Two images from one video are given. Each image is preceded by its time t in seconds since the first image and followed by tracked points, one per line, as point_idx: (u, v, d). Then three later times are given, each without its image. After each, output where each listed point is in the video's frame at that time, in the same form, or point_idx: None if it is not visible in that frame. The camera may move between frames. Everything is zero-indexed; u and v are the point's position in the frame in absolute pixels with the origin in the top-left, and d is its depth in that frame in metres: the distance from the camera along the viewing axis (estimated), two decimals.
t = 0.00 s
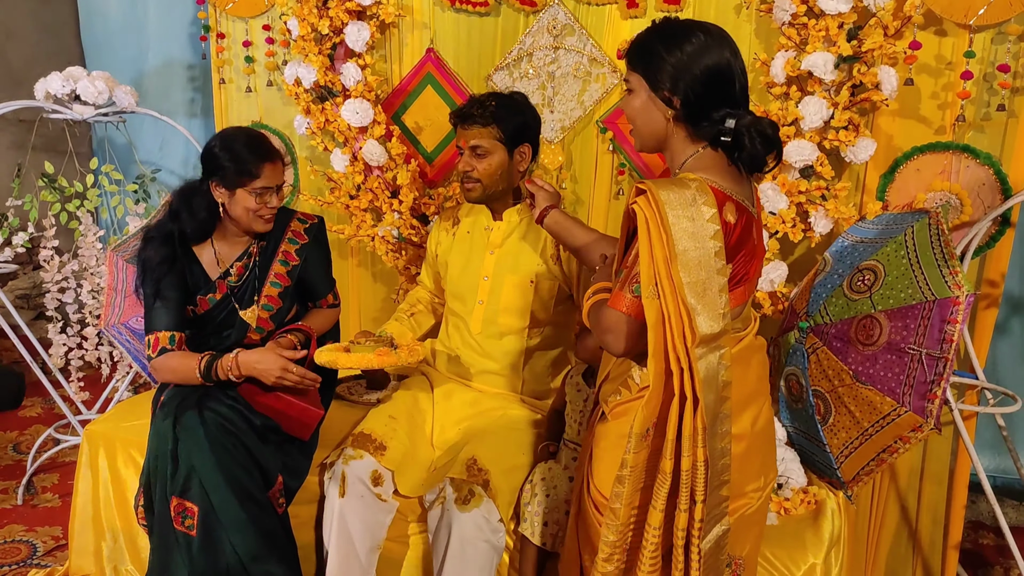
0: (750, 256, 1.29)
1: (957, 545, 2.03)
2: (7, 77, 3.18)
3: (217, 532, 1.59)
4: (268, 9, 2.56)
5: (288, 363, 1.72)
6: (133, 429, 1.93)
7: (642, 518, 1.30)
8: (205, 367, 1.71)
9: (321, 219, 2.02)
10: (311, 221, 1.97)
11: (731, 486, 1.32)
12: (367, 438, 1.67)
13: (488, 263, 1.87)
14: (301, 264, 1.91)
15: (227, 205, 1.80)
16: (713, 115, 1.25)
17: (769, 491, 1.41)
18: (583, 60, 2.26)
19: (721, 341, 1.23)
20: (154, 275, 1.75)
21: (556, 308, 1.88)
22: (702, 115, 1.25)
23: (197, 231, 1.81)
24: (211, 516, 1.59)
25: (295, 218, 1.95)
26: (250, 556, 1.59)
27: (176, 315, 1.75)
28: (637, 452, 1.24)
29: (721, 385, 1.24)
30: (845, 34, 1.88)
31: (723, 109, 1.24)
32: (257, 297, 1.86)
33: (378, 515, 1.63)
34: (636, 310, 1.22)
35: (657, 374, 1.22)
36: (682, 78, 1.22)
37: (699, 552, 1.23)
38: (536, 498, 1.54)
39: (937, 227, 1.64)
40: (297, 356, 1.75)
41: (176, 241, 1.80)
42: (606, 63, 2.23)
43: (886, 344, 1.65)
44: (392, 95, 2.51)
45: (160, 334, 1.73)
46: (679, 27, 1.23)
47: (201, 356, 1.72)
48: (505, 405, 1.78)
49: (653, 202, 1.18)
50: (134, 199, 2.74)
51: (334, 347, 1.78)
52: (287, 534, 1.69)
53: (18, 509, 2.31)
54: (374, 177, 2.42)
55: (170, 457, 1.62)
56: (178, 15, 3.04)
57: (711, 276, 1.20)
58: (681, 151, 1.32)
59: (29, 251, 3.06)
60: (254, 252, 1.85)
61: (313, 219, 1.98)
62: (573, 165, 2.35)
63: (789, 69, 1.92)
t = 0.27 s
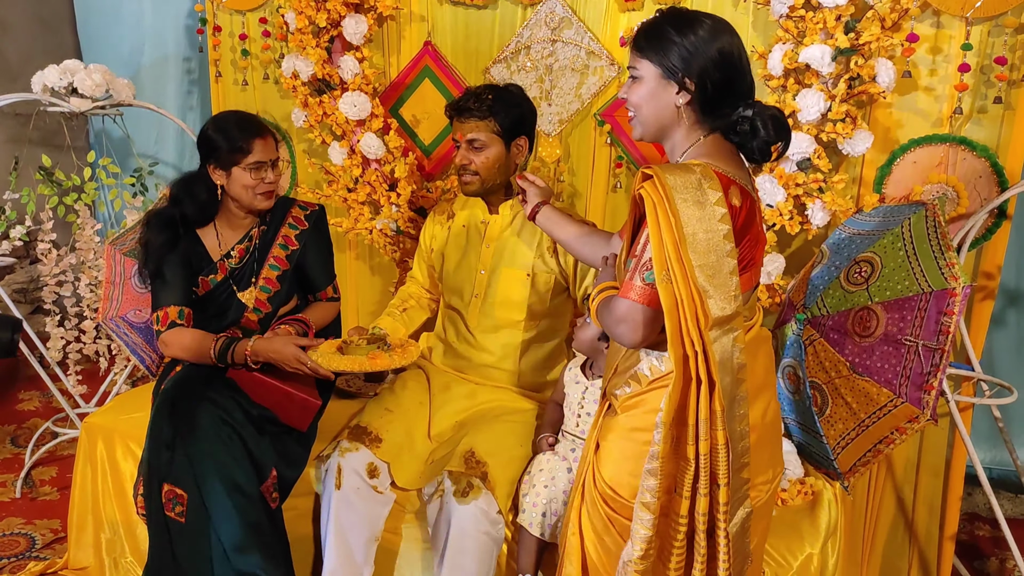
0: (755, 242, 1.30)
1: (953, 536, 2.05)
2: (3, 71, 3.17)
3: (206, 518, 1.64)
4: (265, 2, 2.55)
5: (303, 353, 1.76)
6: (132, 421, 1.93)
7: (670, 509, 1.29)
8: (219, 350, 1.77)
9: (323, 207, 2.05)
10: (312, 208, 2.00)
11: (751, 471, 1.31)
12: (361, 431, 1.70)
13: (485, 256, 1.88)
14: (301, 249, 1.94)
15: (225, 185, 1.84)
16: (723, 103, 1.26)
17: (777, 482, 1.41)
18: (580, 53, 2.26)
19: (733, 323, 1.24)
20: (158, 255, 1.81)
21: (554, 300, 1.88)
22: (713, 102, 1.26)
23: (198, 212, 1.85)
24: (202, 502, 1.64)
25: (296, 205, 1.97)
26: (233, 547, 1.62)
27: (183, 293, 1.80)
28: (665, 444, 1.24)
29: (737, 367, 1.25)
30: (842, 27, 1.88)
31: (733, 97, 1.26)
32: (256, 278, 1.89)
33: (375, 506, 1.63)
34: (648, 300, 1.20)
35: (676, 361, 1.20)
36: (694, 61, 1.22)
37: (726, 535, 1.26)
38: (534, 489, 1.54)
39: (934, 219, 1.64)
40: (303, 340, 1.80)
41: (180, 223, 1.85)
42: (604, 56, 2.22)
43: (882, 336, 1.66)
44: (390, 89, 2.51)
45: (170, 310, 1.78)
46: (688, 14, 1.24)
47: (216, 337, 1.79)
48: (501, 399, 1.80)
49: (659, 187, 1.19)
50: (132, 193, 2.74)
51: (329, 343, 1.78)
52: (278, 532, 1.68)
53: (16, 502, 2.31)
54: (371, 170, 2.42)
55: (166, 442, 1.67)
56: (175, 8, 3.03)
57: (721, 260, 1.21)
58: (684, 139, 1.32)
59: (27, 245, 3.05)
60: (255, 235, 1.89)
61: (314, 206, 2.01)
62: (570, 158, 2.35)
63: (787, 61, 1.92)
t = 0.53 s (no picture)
0: (736, 236, 1.31)
1: (945, 527, 2.03)
2: None
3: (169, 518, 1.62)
4: None
5: (291, 342, 1.73)
6: (126, 413, 1.93)
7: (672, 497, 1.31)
8: (217, 331, 1.80)
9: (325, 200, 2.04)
10: (314, 200, 2.00)
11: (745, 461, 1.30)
12: (354, 424, 1.67)
13: (477, 248, 1.88)
14: (299, 237, 1.94)
15: (227, 167, 1.87)
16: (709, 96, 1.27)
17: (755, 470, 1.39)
18: (574, 45, 2.26)
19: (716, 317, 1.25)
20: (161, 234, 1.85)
21: (545, 292, 1.88)
22: (699, 95, 1.27)
23: (200, 193, 1.90)
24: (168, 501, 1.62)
25: (297, 196, 1.98)
26: (182, 551, 1.60)
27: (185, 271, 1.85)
28: (652, 438, 1.24)
29: (723, 361, 1.25)
30: (835, 18, 1.88)
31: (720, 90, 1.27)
32: (252, 261, 1.90)
33: (368, 498, 1.62)
34: (623, 293, 1.21)
35: (653, 356, 1.21)
36: (684, 52, 1.22)
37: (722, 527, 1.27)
38: (527, 480, 1.55)
39: (926, 210, 1.64)
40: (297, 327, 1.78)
41: (184, 203, 1.90)
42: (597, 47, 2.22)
43: (874, 327, 1.67)
44: (383, 80, 2.50)
45: (172, 287, 1.83)
46: (676, 6, 1.24)
47: (215, 319, 1.81)
48: (494, 389, 1.81)
49: (634, 185, 1.20)
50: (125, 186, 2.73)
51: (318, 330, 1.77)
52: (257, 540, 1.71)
53: (10, 495, 2.31)
54: (365, 162, 2.42)
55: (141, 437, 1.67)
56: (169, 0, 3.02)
57: (701, 256, 1.21)
58: (667, 134, 1.33)
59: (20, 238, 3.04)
60: (256, 220, 1.91)
61: (315, 198, 2.01)
62: (564, 150, 2.35)
63: (780, 53, 1.92)
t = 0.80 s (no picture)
0: (723, 224, 1.33)
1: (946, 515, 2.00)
2: None
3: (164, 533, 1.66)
4: None
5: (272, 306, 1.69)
6: (130, 407, 1.93)
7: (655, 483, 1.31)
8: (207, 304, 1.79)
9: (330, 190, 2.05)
10: (319, 189, 2.00)
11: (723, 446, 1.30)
12: (356, 413, 1.66)
13: (477, 238, 1.88)
14: (304, 225, 1.94)
15: (231, 154, 1.89)
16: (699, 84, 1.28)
17: (746, 456, 1.42)
18: (576, 35, 2.25)
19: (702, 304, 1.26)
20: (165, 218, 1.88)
21: (546, 282, 1.89)
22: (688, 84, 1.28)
23: (204, 178, 1.91)
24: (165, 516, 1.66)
25: (303, 185, 1.98)
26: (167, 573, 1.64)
27: (185, 256, 1.86)
28: (631, 420, 1.24)
29: (709, 346, 1.27)
30: (838, 7, 1.88)
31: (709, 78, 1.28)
32: (256, 246, 1.89)
33: (369, 487, 1.63)
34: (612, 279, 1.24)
35: (636, 342, 1.23)
36: (674, 42, 1.24)
37: (703, 512, 1.25)
38: (529, 471, 1.53)
39: (928, 199, 1.64)
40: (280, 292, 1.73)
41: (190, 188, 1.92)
42: (598, 37, 2.21)
43: (876, 315, 1.67)
44: (385, 71, 2.50)
45: (170, 269, 1.85)
46: None
47: (205, 292, 1.80)
48: (496, 378, 1.81)
49: (621, 173, 1.22)
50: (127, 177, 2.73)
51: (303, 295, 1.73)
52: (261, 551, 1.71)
53: (14, 486, 2.31)
54: (367, 153, 2.42)
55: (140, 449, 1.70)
56: None
57: (688, 242, 1.23)
58: (658, 121, 1.34)
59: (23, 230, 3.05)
60: (262, 207, 1.90)
61: (321, 189, 2.01)
62: (566, 141, 2.35)
63: (782, 42, 1.92)
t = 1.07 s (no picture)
0: (727, 212, 1.33)
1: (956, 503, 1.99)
2: (7, 46, 3.16)
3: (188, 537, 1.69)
4: None
5: (277, 287, 1.69)
6: (144, 395, 1.95)
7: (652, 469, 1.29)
8: (207, 298, 1.77)
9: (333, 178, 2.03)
10: (322, 178, 1.99)
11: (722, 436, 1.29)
12: (364, 401, 1.66)
13: (487, 226, 1.88)
14: (307, 218, 1.92)
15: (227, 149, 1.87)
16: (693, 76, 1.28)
17: (757, 443, 1.39)
18: (585, 23, 2.23)
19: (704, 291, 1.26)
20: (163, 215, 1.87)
21: (555, 271, 1.89)
22: (682, 74, 1.28)
23: (201, 172, 1.90)
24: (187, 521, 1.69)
25: (305, 176, 1.97)
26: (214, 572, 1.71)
27: (185, 253, 1.85)
28: (632, 405, 1.24)
29: (708, 335, 1.26)
30: None
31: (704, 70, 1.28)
32: (260, 245, 1.88)
33: (378, 475, 1.63)
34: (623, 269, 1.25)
35: (641, 328, 1.23)
36: (667, 36, 1.24)
37: (697, 498, 1.23)
38: (539, 459, 1.53)
39: (940, 186, 1.63)
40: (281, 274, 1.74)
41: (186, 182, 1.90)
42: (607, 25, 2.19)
43: (888, 303, 1.66)
44: (394, 60, 2.49)
45: (170, 268, 1.83)
46: None
47: (201, 287, 1.79)
48: (505, 366, 1.81)
49: (624, 163, 1.23)
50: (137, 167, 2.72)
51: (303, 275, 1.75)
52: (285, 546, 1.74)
53: (27, 474, 2.32)
54: (376, 142, 2.41)
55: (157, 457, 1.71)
56: None
57: (690, 230, 1.23)
58: (660, 111, 1.34)
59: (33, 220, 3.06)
60: (263, 202, 1.88)
61: (324, 178, 2.00)
62: (575, 129, 2.34)
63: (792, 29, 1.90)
